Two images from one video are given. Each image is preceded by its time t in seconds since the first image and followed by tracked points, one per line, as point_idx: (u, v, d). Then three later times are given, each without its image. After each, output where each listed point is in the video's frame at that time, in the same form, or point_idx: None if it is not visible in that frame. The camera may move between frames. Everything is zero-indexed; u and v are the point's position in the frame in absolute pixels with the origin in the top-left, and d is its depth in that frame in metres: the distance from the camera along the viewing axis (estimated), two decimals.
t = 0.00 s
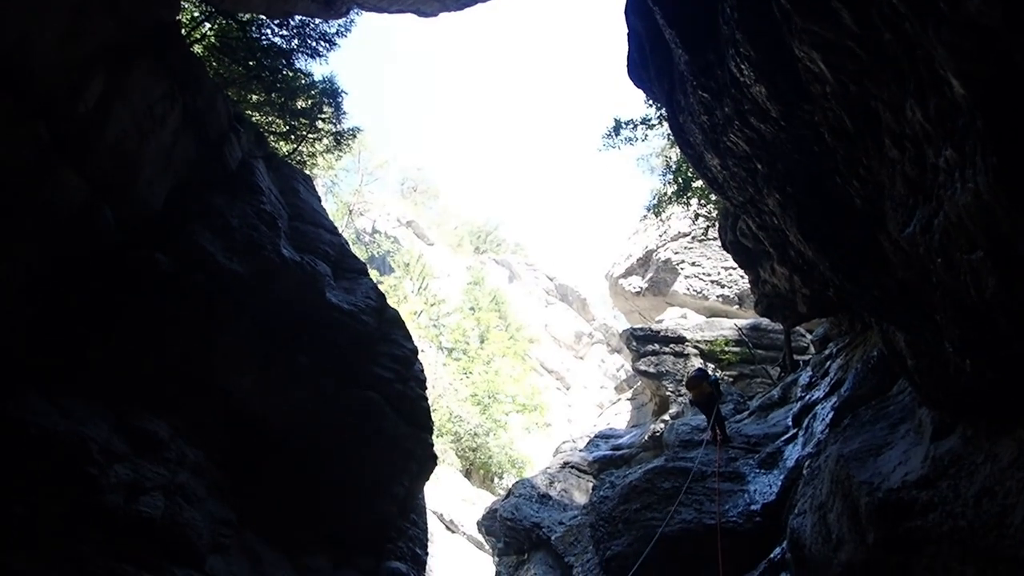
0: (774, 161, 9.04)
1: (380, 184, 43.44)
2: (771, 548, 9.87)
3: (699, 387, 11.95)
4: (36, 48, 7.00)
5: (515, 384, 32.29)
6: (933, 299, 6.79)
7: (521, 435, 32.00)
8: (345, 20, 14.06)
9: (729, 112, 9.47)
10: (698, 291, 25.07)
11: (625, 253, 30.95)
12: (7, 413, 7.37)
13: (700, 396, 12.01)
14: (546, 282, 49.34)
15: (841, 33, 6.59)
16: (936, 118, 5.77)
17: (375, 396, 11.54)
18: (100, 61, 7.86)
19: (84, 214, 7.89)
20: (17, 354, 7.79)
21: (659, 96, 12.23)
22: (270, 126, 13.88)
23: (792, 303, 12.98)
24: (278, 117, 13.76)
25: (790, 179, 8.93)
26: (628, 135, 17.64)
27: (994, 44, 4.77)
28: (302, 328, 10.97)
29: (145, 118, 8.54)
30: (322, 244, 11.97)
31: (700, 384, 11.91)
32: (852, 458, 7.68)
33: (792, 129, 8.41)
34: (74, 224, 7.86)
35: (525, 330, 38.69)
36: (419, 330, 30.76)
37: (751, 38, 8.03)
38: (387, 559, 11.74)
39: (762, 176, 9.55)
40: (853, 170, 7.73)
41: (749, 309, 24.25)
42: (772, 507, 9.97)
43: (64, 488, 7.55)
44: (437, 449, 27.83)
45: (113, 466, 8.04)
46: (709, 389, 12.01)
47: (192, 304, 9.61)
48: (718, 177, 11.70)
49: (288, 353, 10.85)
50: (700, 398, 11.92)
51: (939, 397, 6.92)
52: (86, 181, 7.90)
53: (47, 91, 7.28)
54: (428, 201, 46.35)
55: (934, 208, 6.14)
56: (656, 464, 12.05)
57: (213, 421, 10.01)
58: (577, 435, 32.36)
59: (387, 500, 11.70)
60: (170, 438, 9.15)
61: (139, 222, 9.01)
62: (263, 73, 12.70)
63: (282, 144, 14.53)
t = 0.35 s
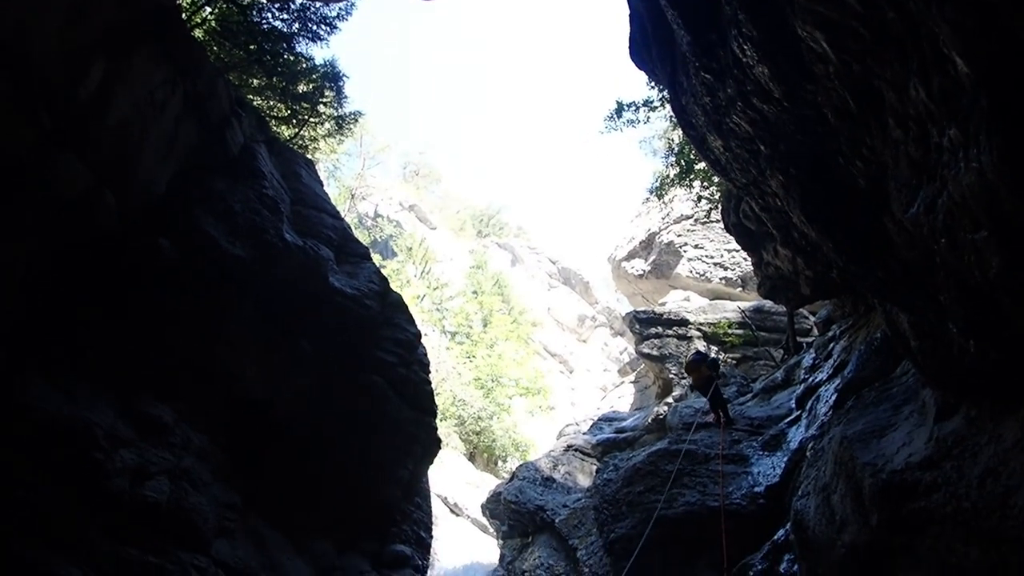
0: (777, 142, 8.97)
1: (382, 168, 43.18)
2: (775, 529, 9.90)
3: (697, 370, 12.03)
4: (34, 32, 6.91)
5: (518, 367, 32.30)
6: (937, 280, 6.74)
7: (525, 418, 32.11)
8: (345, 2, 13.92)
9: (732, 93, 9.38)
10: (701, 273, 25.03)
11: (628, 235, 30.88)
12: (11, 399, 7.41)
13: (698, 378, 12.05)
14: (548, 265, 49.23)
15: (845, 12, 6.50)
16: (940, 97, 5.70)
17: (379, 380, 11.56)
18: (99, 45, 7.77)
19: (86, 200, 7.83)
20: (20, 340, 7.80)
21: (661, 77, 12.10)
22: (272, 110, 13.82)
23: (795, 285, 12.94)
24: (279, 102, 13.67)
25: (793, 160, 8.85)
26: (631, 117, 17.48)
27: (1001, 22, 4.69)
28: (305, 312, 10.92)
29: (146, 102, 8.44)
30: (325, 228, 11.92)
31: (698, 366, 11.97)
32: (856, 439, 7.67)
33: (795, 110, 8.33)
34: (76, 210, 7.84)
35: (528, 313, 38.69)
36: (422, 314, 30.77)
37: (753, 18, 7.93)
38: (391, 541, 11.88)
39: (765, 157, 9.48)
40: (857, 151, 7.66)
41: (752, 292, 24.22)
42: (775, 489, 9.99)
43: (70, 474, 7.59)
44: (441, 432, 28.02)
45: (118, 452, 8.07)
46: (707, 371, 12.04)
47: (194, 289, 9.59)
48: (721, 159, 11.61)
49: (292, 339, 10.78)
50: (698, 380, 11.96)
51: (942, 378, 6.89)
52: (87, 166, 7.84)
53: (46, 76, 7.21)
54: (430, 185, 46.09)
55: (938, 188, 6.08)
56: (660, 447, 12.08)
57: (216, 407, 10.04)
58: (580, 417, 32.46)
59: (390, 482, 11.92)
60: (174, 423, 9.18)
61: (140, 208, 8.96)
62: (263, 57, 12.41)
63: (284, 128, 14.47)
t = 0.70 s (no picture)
0: (779, 133, 8.94)
1: (383, 157, 43.05)
2: (773, 518, 9.95)
3: (694, 362, 11.90)
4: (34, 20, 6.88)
5: (519, 357, 32.32)
6: (937, 271, 6.74)
7: (525, 408, 32.21)
8: None
9: (734, 84, 9.35)
10: (702, 264, 25.04)
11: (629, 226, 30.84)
12: (13, 387, 7.44)
13: (696, 369, 11.92)
14: (550, 256, 49.12)
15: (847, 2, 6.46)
16: (942, 88, 5.68)
17: (380, 370, 11.58)
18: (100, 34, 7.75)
19: (88, 189, 7.84)
20: (22, 328, 7.82)
21: (663, 68, 12.05)
22: (273, 99, 13.78)
23: (796, 277, 12.95)
24: (281, 91, 13.65)
25: (795, 151, 8.83)
26: (632, 107, 17.41)
27: (1006, 12, 4.67)
28: (306, 302, 10.93)
29: (148, 91, 8.40)
30: (326, 218, 11.90)
31: (697, 359, 11.83)
32: (855, 430, 7.69)
33: (797, 100, 8.31)
34: (77, 199, 7.83)
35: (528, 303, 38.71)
36: (423, 304, 30.83)
37: (756, 8, 7.90)
38: (391, 530, 11.95)
39: (767, 148, 9.45)
40: (859, 142, 7.63)
41: (753, 283, 24.23)
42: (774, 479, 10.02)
43: (72, 462, 7.62)
44: (441, 421, 28.21)
45: (121, 440, 8.10)
46: (705, 362, 11.90)
47: (195, 278, 9.61)
48: (723, 149, 11.56)
49: (293, 328, 10.77)
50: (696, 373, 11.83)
51: (941, 369, 6.90)
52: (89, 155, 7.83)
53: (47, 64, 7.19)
54: (431, 175, 46.00)
55: (939, 179, 6.07)
56: (659, 437, 12.11)
57: (217, 395, 10.06)
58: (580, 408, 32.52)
59: (391, 471, 11.99)
60: (176, 411, 9.21)
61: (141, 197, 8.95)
62: (265, 46, 12.42)
63: (285, 118, 14.46)
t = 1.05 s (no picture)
0: (777, 113, 8.88)
1: (381, 140, 42.83)
2: (773, 499, 10.02)
3: (699, 349, 12.00)
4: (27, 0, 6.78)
5: (518, 340, 32.35)
6: (936, 251, 6.71)
7: (524, 390, 32.31)
8: None
9: (732, 64, 9.27)
10: (701, 246, 25.01)
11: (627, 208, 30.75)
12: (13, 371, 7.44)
13: (701, 357, 12.00)
14: (549, 239, 48.92)
15: None
16: (942, 67, 5.63)
17: (380, 353, 11.55)
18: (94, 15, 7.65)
19: (85, 172, 7.77)
20: (20, 314, 7.79)
21: (662, 49, 11.96)
22: (270, 82, 13.65)
23: (795, 258, 12.94)
24: (278, 74, 13.53)
25: (794, 132, 8.76)
26: (631, 89, 17.26)
27: None
28: (306, 286, 10.86)
29: (145, 73, 8.29)
30: (323, 200, 11.84)
31: (701, 346, 11.91)
32: (854, 411, 7.70)
33: (797, 80, 8.24)
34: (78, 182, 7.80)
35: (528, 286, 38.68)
36: (422, 288, 30.80)
37: None
38: (392, 512, 11.95)
39: (765, 129, 9.37)
40: (858, 122, 7.57)
41: (752, 265, 24.21)
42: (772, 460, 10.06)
43: (72, 447, 7.62)
44: (441, 404, 28.31)
45: (120, 424, 8.11)
46: (709, 350, 11.95)
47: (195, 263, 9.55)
48: (721, 131, 11.50)
49: (291, 310, 10.75)
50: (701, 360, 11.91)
51: (939, 349, 6.89)
52: (86, 138, 7.75)
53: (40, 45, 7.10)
54: (429, 158, 45.78)
55: (938, 159, 6.03)
56: (658, 419, 12.13)
57: (216, 379, 10.06)
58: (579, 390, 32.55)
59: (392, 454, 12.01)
60: (175, 395, 9.21)
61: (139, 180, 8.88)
62: (260, 28, 12.24)
63: (283, 101, 14.36)
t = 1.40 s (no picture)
0: (778, 99, 8.82)
1: (382, 127, 42.65)
2: (773, 485, 10.05)
3: (703, 337, 11.98)
4: None
5: (519, 327, 32.37)
6: (938, 236, 6.68)
7: (525, 377, 32.39)
8: None
9: (734, 50, 9.21)
10: (701, 233, 24.96)
11: (628, 195, 30.65)
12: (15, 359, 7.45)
13: (705, 346, 11.98)
14: (550, 226, 48.78)
15: None
16: (944, 51, 5.58)
17: (381, 340, 11.52)
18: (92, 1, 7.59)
19: (87, 160, 7.75)
20: (20, 302, 7.79)
21: (664, 35, 11.88)
22: (270, 70, 13.56)
23: (796, 245, 12.91)
24: (278, 61, 13.41)
25: (795, 117, 8.69)
26: (632, 75, 17.14)
27: None
28: (307, 273, 10.84)
29: (144, 61, 8.24)
30: (324, 187, 11.78)
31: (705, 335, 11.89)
32: (855, 397, 7.70)
33: (799, 65, 8.19)
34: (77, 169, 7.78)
35: (529, 274, 38.63)
36: (423, 275, 30.76)
37: None
38: (393, 499, 11.98)
39: (767, 115, 9.30)
40: (859, 107, 7.51)
41: (753, 252, 24.17)
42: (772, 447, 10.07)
43: (74, 435, 7.64)
44: (442, 391, 28.42)
45: (122, 411, 8.13)
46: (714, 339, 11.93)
47: (195, 250, 9.53)
48: (723, 117, 11.44)
49: (292, 298, 10.73)
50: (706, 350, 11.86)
51: (939, 335, 6.87)
52: (86, 125, 7.72)
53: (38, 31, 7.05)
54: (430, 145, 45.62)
55: (940, 144, 5.99)
56: (659, 405, 12.08)
57: (217, 366, 10.07)
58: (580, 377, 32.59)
59: (394, 440, 12.03)
60: (177, 382, 9.22)
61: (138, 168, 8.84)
62: (260, 15, 12.15)
63: (283, 88, 14.24)
